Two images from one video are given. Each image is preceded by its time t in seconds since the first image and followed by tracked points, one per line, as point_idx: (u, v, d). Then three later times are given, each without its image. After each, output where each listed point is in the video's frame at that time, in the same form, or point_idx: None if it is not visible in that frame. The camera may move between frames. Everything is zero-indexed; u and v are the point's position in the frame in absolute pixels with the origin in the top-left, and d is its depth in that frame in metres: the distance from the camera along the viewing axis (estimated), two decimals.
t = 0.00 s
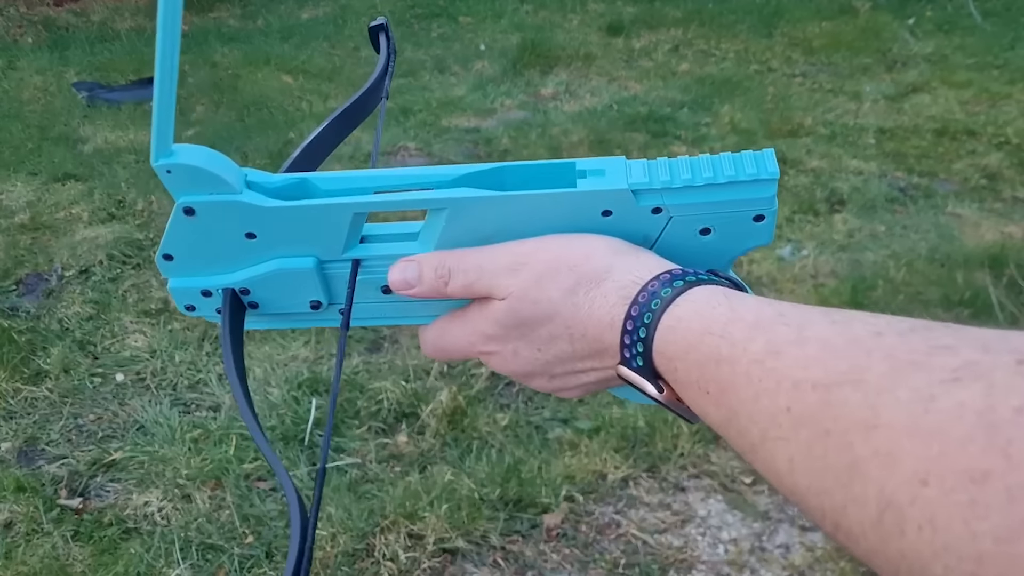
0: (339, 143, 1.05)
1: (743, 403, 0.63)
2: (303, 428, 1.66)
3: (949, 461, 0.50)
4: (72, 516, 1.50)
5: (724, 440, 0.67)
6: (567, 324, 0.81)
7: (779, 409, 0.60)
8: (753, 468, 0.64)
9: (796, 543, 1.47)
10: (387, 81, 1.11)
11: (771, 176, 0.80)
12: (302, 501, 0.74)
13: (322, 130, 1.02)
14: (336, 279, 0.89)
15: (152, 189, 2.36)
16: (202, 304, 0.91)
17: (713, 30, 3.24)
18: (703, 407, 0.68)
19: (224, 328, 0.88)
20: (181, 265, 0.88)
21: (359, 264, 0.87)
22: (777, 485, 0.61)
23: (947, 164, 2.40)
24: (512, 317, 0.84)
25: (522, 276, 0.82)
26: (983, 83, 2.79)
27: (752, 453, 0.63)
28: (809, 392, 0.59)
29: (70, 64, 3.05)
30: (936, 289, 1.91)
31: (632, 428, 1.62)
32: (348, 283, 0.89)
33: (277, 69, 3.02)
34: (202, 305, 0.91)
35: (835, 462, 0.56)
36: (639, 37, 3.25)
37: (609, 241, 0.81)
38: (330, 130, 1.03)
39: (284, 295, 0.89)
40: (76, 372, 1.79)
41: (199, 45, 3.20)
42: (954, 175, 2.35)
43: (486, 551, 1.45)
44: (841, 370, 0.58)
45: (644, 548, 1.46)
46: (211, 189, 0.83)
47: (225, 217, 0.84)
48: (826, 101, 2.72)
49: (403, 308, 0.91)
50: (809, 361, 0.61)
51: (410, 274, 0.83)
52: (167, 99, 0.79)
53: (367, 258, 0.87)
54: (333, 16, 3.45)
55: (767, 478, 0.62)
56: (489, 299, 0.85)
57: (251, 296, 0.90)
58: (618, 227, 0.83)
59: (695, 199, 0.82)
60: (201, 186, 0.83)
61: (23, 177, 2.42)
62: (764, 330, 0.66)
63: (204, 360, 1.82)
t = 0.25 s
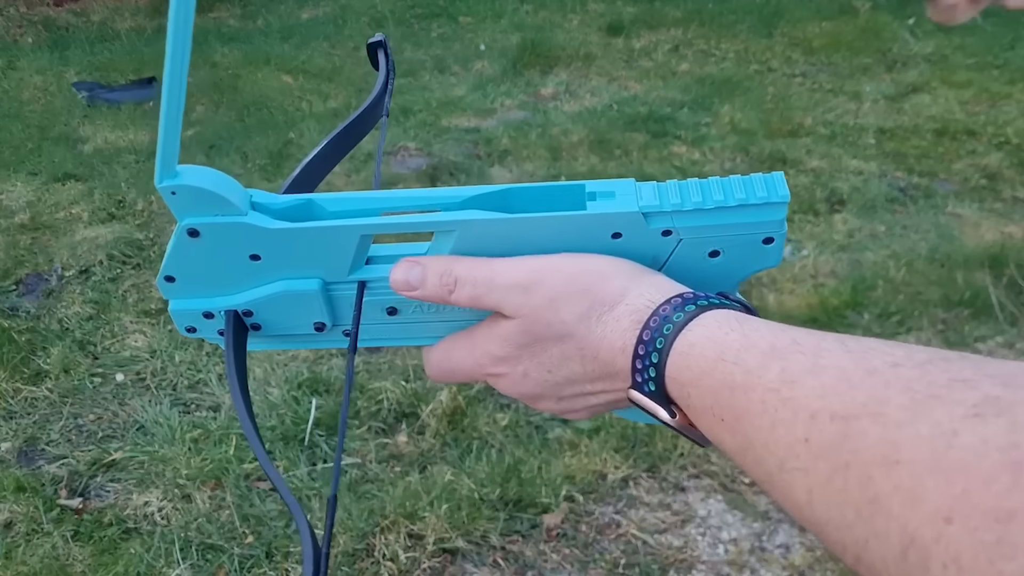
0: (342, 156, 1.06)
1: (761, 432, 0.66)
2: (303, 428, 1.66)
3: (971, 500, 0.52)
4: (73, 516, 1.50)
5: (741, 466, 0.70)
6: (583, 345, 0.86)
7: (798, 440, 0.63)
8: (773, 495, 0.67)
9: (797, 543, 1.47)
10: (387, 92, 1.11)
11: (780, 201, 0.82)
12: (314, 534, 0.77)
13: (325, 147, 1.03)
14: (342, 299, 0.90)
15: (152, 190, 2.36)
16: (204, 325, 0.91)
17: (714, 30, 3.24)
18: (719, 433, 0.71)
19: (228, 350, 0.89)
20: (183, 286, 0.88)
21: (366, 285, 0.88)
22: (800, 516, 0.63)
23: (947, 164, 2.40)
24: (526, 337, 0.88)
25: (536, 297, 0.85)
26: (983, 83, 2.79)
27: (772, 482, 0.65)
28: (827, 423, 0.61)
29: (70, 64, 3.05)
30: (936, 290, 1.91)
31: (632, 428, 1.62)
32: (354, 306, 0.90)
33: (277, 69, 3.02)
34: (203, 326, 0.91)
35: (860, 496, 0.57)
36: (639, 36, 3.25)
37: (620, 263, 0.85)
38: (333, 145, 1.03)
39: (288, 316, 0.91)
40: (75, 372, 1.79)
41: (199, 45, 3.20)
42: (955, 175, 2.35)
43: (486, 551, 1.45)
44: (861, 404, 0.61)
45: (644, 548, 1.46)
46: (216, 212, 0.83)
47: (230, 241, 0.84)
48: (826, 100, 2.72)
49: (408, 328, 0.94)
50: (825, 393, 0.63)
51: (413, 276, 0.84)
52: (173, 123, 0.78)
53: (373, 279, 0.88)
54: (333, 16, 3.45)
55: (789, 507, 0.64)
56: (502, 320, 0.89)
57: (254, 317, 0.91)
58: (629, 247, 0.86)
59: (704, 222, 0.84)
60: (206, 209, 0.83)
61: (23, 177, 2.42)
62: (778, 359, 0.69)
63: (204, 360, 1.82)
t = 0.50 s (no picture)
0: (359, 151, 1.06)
1: (786, 450, 0.64)
2: (302, 428, 1.66)
3: (997, 527, 0.51)
4: (72, 516, 1.50)
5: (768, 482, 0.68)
6: (610, 355, 0.85)
7: (823, 461, 0.61)
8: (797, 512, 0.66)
9: (796, 543, 1.47)
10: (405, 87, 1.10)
11: (810, 217, 0.84)
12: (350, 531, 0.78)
13: (342, 140, 1.02)
14: (368, 301, 0.89)
15: (152, 189, 2.36)
16: (228, 323, 0.90)
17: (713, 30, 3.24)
18: (745, 448, 0.69)
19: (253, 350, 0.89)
20: (209, 286, 0.88)
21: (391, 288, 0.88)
22: (823, 534, 0.62)
23: (947, 164, 2.40)
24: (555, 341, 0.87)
25: (571, 302, 0.83)
26: (983, 83, 2.79)
27: (796, 499, 0.64)
28: (855, 445, 0.60)
29: (70, 64, 3.05)
30: (937, 290, 1.91)
31: (632, 428, 1.63)
32: (380, 307, 0.90)
33: (277, 69, 3.02)
34: (227, 324, 0.90)
35: (883, 519, 0.57)
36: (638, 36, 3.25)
37: (653, 273, 0.83)
38: (350, 138, 1.03)
39: (313, 316, 0.90)
40: (76, 372, 1.79)
41: (199, 45, 3.20)
42: (955, 175, 2.35)
43: (486, 551, 1.45)
44: (885, 427, 0.59)
45: (644, 548, 1.46)
46: (246, 213, 0.82)
47: (259, 243, 0.84)
48: (826, 101, 2.72)
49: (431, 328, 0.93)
50: (850, 414, 0.61)
51: (443, 263, 0.81)
52: (208, 124, 0.78)
53: (399, 282, 0.88)
54: (333, 16, 3.45)
55: (812, 525, 0.63)
56: (531, 324, 0.87)
57: (279, 317, 0.90)
58: (656, 258, 0.86)
59: (735, 235, 0.85)
60: (235, 210, 0.82)
61: (23, 177, 2.42)
62: (806, 377, 0.67)
63: (204, 360, 1.82)
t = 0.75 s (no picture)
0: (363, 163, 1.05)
1: (789, 453, 0.66)
2: (302, 428, 1.66)
3: (986, 520, 0.52)
4: (72, 516, 1.50)
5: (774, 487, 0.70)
6: (618, 364, 0.87)
7: (824, 462, 0.63)
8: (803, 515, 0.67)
9: (796, 543, 1.47)
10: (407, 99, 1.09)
11: (810, 222, 0.86)
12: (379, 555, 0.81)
13: (347, 154, 1.02)
14: (381, 312, 0.90)
15: (152, 190, 2.36)
16: (241, 338, 0.90)
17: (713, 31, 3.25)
18: (750, 453, 0.72)
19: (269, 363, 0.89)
20: (222, 302, 0.87)
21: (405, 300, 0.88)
22: (826, 534, 0.63)
23: (947, 164, 2.40)
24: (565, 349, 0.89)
25: (583, 312, 0.84)
26: (983, 83, 2.79)
27: (800, 500, 0.66)
28: (853, 446, 0.61)
29: (70, 64, 3.05)
30: (936, 290, 1.91)
31: (632, 428, 1.62)
32: (393, 318, 0.90)
33: (277, 69, 3.03)
34: (240, 339, 0.90)
35: (880, 516, 0.58)
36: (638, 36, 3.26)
37: (659, 283, 0.85)
38: (355, 152, 1.03)
39: (326, 329, 0.90)
40: (76, 372, 1.79)
41: (199, 45, 3.20)
42: (955, 175, 2.35)
43: (486, 551, 1.45)
44: (882, 427, 0.61)
45: (644, 548, 1.46)
46: (264, 229, 0.82)
47: (275, 259, 0.83)
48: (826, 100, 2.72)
49: (442, 338, 0.94)
50: (848, 416, 0.63)
51: (462, 257, 0.79)
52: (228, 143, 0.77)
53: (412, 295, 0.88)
54: (333, 16, 3.45)
55: (815, 526, 0.65)
56: (541, 333, 0.89)
57: (292, 330, 0.90)
58: (662, 264, 0.88)
59: (739, 241, 0.87)
60: (253, 226, 0.81)
61: (23, 177, 2.42)
62: (807, 382, 0.69)
63: (204, 360, 1.82)
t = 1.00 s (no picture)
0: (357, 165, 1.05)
1: (787, 460, 0.66)
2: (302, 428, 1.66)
3: (978, 523, 0.52)
4: (72, 516, 1.50)
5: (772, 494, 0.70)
6: (619, 369, 0.87)
7: (820, 468, 0.63)
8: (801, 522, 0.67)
9: (796, 543, 1.47)
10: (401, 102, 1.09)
11: (811, 234, 0.87)
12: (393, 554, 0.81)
13: (341, 156, 1.01)
14: (384, 311, 0.89)
15: (152, 189, 2.36)
16: (238, 333, 0.89)
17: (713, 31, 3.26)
18: (749, 461, 0.72)
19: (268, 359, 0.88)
20: (223, 294, 0.87)
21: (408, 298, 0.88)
22: (823, 540, 0.63)
23: (947, 164, 2.40)
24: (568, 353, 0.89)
25: (589, 315, 0.85)
26: (983, 83, 2.79)
27: (797, 506, 0.66)
28: (848, 452, 0.61)
29: (70, 64, 3.05)
30: (936, 290, 1.91)
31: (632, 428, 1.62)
32: (395, 317, 0.90)
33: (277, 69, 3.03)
34: (237, 334, 0.89)
35: (875, 521, 0.58)
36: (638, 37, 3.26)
37: (664, 291, 0.86)
38: (350, 154, 1.02)
39: (327, 328, 0.90)
40: (76, 372, 1.79)
41: (199, 45, 3.20)
42: (955, 175, 2.35)
43: (486, 551, 1.45)
44: (877, 432, 0.61)
45: (644, 548, 1.46)
46: (275, 220, 0.82)
47: (282, 251, 0.84)
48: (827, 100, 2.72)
49: (442, 339, 0.93)
50: (844, 422, 0.63)
51: (477, 251, 0.80)
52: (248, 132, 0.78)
53: (416, 293, 0.88)
54: (333, 16, 3.45)
55: (813, 533, 0.65)
56: (544, 337, 0.89)
57: (292, 326, 0.89)
58: (666, 270, 0.89)
59: (744, 250, 0.88)
60: (264, 217, 0.82)
61: (23, 177, 2.42)
62: (804, 390, 0.69)
63: (204, 360, 1.82)
